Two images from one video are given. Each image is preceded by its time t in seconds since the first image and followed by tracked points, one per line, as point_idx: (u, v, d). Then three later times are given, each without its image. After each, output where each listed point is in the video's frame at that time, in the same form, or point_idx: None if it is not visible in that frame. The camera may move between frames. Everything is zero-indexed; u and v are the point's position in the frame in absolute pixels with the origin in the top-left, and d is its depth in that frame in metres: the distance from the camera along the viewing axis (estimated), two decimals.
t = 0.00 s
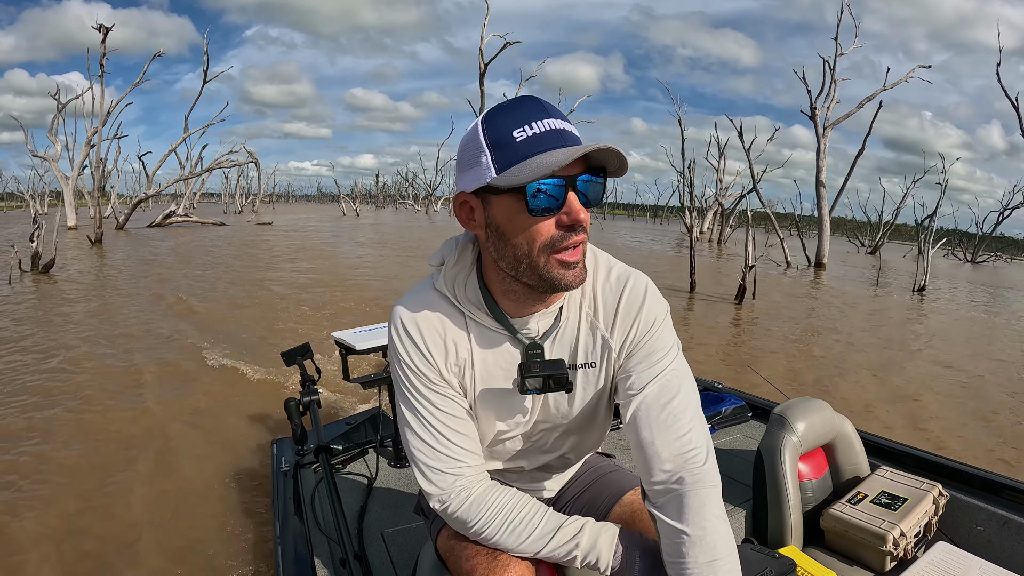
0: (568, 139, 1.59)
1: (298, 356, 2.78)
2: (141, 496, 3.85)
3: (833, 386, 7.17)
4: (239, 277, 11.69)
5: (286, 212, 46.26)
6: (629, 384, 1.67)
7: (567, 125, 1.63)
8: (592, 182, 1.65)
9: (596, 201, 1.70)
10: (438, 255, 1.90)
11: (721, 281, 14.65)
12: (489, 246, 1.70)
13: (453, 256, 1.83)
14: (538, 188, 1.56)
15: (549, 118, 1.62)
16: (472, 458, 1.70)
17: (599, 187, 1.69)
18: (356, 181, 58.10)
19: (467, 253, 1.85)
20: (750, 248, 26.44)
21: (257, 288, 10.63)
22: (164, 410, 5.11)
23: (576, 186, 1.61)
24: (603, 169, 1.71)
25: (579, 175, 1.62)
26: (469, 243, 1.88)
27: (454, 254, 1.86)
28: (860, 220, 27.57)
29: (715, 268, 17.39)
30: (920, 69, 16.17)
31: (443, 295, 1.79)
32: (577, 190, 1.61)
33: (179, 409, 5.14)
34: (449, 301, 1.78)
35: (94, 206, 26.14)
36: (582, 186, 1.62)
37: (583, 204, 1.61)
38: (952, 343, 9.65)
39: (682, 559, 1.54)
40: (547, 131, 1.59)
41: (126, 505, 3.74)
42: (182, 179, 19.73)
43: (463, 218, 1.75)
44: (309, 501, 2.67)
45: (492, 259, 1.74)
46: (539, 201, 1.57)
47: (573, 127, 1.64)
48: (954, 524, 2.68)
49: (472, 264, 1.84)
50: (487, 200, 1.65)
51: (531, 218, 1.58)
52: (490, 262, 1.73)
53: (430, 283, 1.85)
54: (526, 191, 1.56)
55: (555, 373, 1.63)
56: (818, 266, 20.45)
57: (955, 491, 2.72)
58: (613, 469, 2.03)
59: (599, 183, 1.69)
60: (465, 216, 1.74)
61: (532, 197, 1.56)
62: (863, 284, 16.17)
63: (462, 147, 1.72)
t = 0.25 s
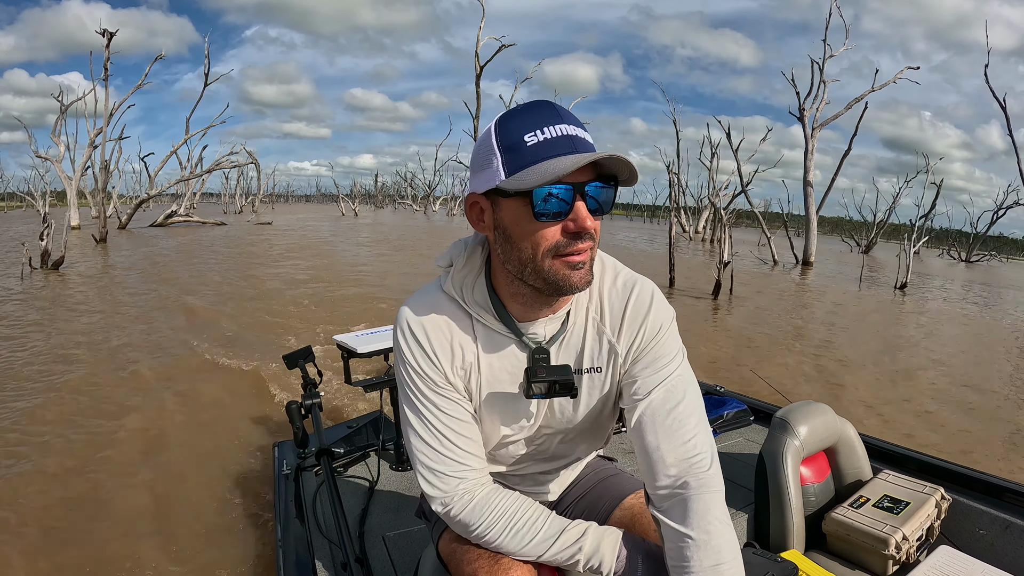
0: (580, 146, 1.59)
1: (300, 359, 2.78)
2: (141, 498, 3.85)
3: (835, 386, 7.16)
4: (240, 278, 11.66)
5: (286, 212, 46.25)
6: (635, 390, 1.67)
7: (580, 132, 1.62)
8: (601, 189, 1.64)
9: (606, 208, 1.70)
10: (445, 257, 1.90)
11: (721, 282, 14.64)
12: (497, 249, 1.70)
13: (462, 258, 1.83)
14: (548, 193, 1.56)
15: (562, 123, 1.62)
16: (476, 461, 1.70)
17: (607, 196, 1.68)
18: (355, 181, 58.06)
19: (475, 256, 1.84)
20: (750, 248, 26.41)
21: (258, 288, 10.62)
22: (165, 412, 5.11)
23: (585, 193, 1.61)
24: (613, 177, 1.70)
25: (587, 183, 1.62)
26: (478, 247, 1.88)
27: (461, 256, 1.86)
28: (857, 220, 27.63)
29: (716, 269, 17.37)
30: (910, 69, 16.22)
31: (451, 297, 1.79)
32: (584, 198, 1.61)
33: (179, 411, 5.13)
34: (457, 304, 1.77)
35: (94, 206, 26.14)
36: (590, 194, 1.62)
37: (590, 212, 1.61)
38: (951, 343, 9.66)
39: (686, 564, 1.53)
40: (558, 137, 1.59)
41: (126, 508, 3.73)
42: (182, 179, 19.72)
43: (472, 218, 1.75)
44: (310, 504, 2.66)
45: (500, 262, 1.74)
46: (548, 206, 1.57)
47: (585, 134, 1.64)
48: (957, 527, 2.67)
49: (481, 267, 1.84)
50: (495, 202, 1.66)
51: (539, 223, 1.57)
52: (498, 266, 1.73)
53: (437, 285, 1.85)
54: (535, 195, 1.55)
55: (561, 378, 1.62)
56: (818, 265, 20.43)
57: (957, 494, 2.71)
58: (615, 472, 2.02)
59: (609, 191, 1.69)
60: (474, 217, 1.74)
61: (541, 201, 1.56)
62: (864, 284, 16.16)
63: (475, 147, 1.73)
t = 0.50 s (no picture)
0: (575, 148, 1.58)
1: (301, 359, 2.78)
2: (142, 498, 3.85)
3: (836, 386, 7.16)
4: (240, 278, 11.67)
5: (287, 212, 46.29)
6: (643, 393, 1.67)
7: (577, 132, 1.61)
8: (597, 191, 1.63)
9: (606, 209, 1.69)
10: (452, 257, 1.90)
11: (722, 282, 14.64)
12: (497, 249, 1.70)
13: (468, 258, 1.82)
14: (541, 193, 1.56)
15: (560, 123, 1.60)
16: (480, 462, 1.70)
17: (605, 198, 1.66)
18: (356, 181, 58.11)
19: (481, 257, 1.84)
20: (751, 248, 26.41)
21: (259, 288, 10.63)
22: (166, 412, 5.11)
23: (581, 194, 1.61)
24: (612, 179, 1.69)
25: (582, 185, 1.61)
26: (484, 247, 1.87)
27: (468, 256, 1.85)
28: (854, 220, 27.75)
29: (716, 269, 17.36)
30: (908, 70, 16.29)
31: (457, 297, 1.79)
32: (579, 199, 1.60)
33: (180, 411, 5.14)
34: (463, 303, 1.77)
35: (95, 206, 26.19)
36: (586, 196, 1.61)
37: (584, 213, 1.60)
38: (949, 342, 9.68)
39: (692, 565, 1.53)
40: (555, 138, 1.58)
41: (127, 508, 3.74)
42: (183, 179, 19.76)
43: (474, 218, 1.78)
44: (310, 504, 2.67)
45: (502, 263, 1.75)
46: (547, 206, 1.57)
47: (583, 135, 1.62)
48: (958, 530, 2.67)
49: (487, 268, 1.83)
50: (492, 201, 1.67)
51: (533, 223, 1.58)
52: (502, 267, 1.73)
53: (443, 284, 1.85)
54: (530, 195, 1.56)
55: (566, 380, 1.62)
56: (819, 265, 20.45)
57: (958, 497, 2.71)
58: (614, 473, 2.01)
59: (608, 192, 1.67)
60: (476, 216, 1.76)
61: (539, 202, 1.57)
62: (864, 283, 16.16)
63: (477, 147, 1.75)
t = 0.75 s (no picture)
0: (567, 147, 1.56)
1: (302, 357, 2.79)
2: (142, 497, 3.85)
3: (836, 385, 7.16)
4: (240, 276, 11.68)
5: (287, 211, 46.33)
6: (647, 392, 1.67)
7: (570, 130, 1.59)
8: (590, 190, 1.62)
9: (603, 207, 1.69)
10: (458, 253, 1.90)
11: (721, 282, 14.66)
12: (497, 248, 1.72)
13: (474, 256, 1.83)
14: (532, 193, 1.58)
15: (553, 122, 1.59)
16: (484, 460, 1.70)
17: (600, 197, 1.65)
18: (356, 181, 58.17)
19: (487, 255, 1.85)
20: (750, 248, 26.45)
21: (259, 287, 10.64)
22: (166, 411, 5.11)
23: (573, 194, 1.60)
24: (608, 178, 1.68)
25: (573, 184, 1.61)
26: (491, 245, 1.88)
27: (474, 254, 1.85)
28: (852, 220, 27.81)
29: (716, 269, 17.38)
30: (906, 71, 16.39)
31: (464, 294, 1.79)
32: (570, 199, 1.60)
33: (181, 410, 5.14)
34: (468, 301, 1.78)
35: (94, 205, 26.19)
36: (578, 195, 1.61)
37: (576, 213, 1.60)
38: (948, 341, 9.69)
39: (695, 562, 1.53)
40: (546, 137, 1.57)
41: (128, 506, 3.74)
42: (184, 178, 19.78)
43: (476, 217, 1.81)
44: (311, 502, 2.67)
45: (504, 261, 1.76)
46: (544, 207, 1.59)
47: (577, 133, 1.60)
48: (958, 529, 2.67)
49: (492, 266, 1.85)
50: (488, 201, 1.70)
51: (525, 223, 1.60)
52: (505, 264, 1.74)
53: (450, 281, 1.85)
54: (514, 196, 1.58)
55: (568, 379, 1.62)
56: (818, 265, 20.48)
57: (958, 496, 2.71)
58: (609, 469, 2.01)
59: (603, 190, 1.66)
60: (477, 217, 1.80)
61: (537, 202, 1.58)
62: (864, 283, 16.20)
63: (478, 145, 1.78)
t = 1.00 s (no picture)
0: (556, 146, 1.56)
1: (303, 354, 2.78)
2: (144, 496, 3.84)
3: (836, 383, 7.18)
4: (240, 275, 11.67)
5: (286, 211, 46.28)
6: (651, 388, 1.67)
7: (563, 128, 1.57)
8: (582, 190, 1.61)
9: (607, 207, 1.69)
10: (466, 245, 1.90)
11: (722, 281, 14.66)
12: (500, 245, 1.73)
13: (484, 248, 1.82)
14: (524, 190, 1.60)
15: (548, 119, 1.58)
16: (491, 456, 1.70)
17: (595, 196, 1.63)
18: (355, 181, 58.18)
19: (495, 249, 1.85)
20: (749, 247, 26.51)
21: (260, 286, 10.64)
22: (167, 410, 5.10)
23: (561, 192, 1.60)
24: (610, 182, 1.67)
25: (563, 183, 1.60)
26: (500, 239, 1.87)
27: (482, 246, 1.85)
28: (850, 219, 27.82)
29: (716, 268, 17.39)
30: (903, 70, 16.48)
31: (471, 287, 1.79)
32: (559, 199, 1.61)
33: (182, 409, 5.13)
34: (476, 295, 1.78)
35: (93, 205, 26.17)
36: (568, 194, 1.61)
37: (565, 213, 1.61)
38: (947, 340, 9.68)
39: (697, 557, 1.53)
40: (538, 135, 1.56)
41: (129, 506, 3.73)
42: (185, 177, 19.79)
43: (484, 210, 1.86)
44: (313, 498, 2.67)
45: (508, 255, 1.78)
46: (585, 200, 1.62)
47: (573, 131, 1.58)
48: (959, 525, 2.67)
49: (500, 261, 1.85)
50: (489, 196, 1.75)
51: (518, 220, 1.62)
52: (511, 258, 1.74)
53: (458, 274, 1.85)
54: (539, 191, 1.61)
55: (570, 375, 1.64)
56: (817, 263, 20.52)
57: (959, 492, 2.71)
58: (605, 464, 2.02)
59: (600, 190, 1.63)
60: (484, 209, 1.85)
61: (577, 195, 1.61)
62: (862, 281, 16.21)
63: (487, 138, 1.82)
